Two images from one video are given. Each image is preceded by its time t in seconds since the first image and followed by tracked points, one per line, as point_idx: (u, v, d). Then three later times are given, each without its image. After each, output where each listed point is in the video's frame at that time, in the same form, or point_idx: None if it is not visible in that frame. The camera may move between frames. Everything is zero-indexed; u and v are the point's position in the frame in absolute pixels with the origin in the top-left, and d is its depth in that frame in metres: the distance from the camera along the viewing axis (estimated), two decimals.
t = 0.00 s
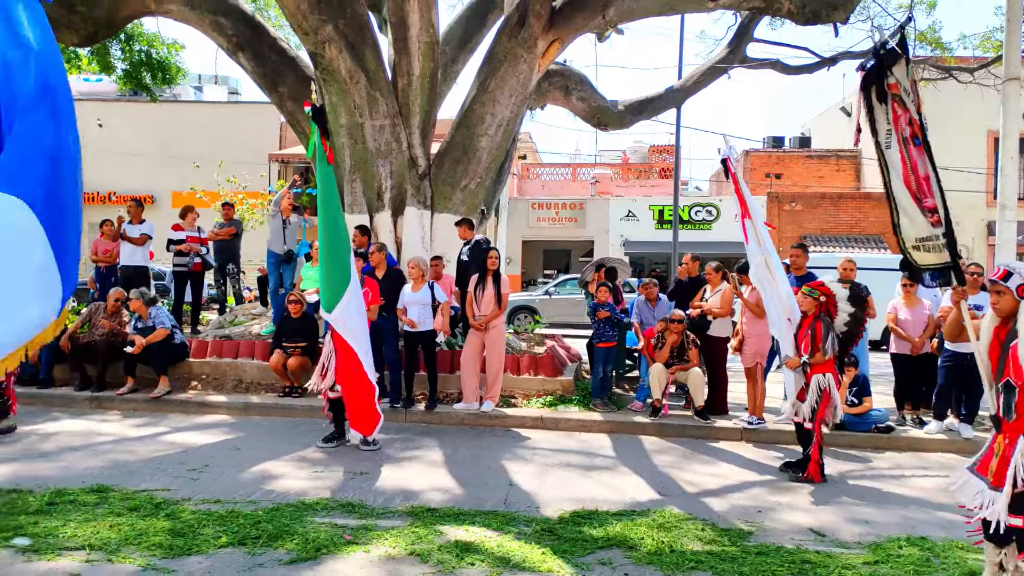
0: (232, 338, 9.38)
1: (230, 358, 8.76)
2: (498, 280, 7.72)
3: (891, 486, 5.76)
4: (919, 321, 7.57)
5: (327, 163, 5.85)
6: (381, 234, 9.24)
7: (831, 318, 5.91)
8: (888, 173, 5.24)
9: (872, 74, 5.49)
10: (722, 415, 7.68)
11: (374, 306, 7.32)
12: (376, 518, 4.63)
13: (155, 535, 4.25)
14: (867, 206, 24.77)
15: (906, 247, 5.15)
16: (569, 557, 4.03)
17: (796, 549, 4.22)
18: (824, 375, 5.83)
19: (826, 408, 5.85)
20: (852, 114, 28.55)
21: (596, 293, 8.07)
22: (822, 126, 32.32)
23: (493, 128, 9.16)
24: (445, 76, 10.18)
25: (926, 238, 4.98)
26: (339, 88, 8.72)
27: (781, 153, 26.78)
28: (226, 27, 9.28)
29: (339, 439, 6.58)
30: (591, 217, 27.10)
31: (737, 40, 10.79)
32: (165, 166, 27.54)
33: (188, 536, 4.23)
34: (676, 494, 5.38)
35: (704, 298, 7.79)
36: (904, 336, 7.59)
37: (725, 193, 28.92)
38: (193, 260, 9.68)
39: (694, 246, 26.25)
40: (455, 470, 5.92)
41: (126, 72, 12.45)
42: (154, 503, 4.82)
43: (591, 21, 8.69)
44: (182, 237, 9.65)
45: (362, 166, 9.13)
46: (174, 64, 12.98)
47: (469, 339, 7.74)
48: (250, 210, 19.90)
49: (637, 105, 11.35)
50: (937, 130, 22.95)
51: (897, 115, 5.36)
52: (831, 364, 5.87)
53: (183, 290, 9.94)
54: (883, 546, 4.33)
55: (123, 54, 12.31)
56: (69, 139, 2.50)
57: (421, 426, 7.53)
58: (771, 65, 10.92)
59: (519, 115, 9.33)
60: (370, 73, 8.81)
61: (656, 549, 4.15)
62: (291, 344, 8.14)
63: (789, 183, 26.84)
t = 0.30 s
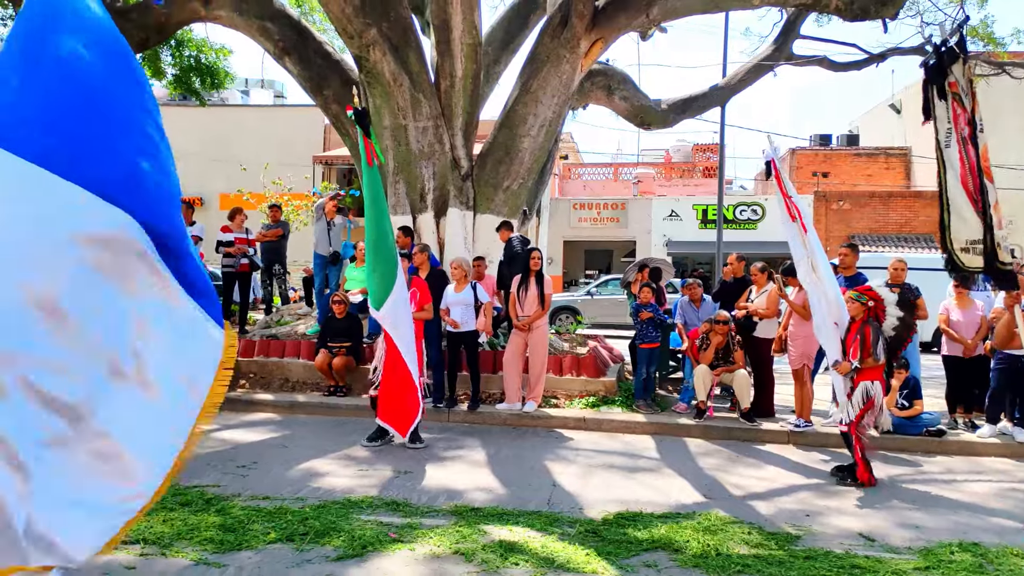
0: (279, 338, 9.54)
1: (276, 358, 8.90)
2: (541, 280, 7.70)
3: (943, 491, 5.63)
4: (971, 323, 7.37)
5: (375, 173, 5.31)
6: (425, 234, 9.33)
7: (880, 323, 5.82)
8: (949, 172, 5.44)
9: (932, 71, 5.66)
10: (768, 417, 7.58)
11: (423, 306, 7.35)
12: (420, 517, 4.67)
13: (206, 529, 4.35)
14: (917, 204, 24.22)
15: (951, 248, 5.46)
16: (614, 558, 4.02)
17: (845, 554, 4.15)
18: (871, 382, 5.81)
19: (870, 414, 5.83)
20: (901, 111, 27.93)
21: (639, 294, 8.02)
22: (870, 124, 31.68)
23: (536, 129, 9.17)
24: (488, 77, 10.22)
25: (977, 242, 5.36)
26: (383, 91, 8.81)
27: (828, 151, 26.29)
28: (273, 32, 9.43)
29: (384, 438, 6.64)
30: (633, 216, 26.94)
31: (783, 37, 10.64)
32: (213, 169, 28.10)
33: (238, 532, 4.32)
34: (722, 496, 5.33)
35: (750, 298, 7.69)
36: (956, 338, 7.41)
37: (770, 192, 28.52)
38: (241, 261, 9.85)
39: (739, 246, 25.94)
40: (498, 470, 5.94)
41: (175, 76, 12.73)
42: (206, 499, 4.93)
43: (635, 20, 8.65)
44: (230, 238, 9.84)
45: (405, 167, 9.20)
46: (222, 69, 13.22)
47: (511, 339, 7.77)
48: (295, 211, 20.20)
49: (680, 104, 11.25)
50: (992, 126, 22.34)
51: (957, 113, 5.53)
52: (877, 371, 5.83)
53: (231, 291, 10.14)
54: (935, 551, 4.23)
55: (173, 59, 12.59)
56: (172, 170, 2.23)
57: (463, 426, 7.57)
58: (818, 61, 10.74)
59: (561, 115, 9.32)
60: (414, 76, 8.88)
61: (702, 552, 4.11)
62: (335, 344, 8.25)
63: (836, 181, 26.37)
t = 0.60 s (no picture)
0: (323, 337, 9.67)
1: (320, 357, 9.02)
2: (584, 280, 7.68)
3: (997, 496, 5.47)
4: None
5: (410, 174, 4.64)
6: (466, 235, 9.37)
7: (933, 319, 5.59)
8: (1009, 162, 5.84)
9: (989, 61, 5.98)
10: (814, 420, 7.45)
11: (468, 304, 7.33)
12: (463, 516, 4.70)
13: (254, 526, 4.43)
14: (968, 203, 23.62)
15: None
16: (658, 561, 3.99)
17: (895, 559, 4.07)
18: (925, 377, 5.51)
19: (926, 411, 5.54)
20: (953, 107, 27.25)
21: (682, 294, 7.94)
22: (920, 121, 30.98)
23: (577, 129, 9.16)
24: (529, 78, 10.23)
25: None
26: (425, 93, 8.87)
27: (876, 149, 25.75)
28: (317, 36, 9.56)
29: (426, 438, 6.69)
30: (675, 216, 26.73)
31: (830, 33, 10.45)
32: (258, 171, 28.60)
33: (285, 528, 4.39)
34: (767, 500, 5.25)
35: (796, 299, 7.59)
36: (1009, 340, 7.21)
37: (816, 191, 28.04)
38: (286, 262, 10.00)
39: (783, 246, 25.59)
40: (540, 470, 5.94)
41: (222, 81, 12.98)
42: (253, 496, 5.02)
43: (678, 18, 8.63)
44: (276, 240, 10.00)
45: (447, 169, 9.25)
46: (267, 73, 13.43)
47: (553, 339, 7.77)
48: (339, 213, 20.44)
49: (724, 102, 11.14)
50: None
51: (1013, 101, 5.84)
52: (933, 366, 5.53)
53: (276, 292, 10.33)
54: (988, 558, 4.12)
55: (220, 64, 12.84)
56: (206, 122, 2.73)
57: (505, 426, 7.58)
58: (865, 58, 10.54)
59: (603, 115, 9.30)
60: (455, 78, 8.93)
61: (747, 555, 4.06)
62: (378, 344, 8.33)
63: (884, 180, 25.83)
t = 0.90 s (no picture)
0: (365, 338, 9.78)
1: (363, 357, 9.12)
2: (625, 281, 7.64)
3: None
4: None
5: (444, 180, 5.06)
6: (507, 236, 9.39)
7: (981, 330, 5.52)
8: None
9: None
10: (862, 423, 7.31)
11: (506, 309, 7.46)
12: (505, 517, 4.71)
13: (299, 523, 4.49)
14: (1022, 202, 22.97)
15: None
16: (701, 564, 3.96)
17: (945, 566, 3.98)
18: (972, 389, 5.45)
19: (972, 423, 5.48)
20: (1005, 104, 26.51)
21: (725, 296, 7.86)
22: (970, 118, 30.21)
23: (618, 129, 9.13)
24: (570, 78, 10.21)
25: None
26: (466, 95, 8.90)
27: (924, 147, 25.15)
28: (359, 40, 9.67)
29: (474, 438, 6.73)
30: (717, 217, 26.45)
31: (876, 29, 10.25)
32: (301, 173, 29.01)
33: (329, 526, 4.45)
34: (813, 504, 5.17)
35: (843, 301, 7.47)
36: None
37: (862, 190, 27.50)
38: (329, 263, 10.12)
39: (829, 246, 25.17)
40: (581, 472, 5.92)
41: (267, 85, 13.19)
42: (298, 493, 5.09)
43: (721, 16, 8.49)
44: (319, 241, 10.13)
45: (488, 170, 9.27)
46: (310, 77, 13.60)
47: (594, 341, 7.75)
48: (380, 214, 20.64)
49: (767, 101, 11.03)
50: None
51: None
52: (979, 378, 5.47)
53: (320, 292, 10.47)
54: None
55: (265, 68, 13.05)
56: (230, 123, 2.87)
57: (546, 427, 7.58)
58: (913, 54, 10.31)
59: (644, 115, 9.26)
60: (496, 79, 8.95)
61: (793, 560, 4.01)
62: (420, 344, 8.38)
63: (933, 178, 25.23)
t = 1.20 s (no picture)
0: (405, 338, 9.87)
1: (403, 358, 9.20)
2: (666, 281, 7.59)
3: None
4: None
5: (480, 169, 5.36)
6: (546, 237, 9.38)
7: None
8: None
9: None
10: (908, 427, 7.15)
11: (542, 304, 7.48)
12: (545, 518, 4.71)
13: (342, 521, 4.54)
14: None
15: None
16: (744, 568, 3.92)
17: (996, 573, 3.87)
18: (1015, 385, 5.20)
19: None
20: None
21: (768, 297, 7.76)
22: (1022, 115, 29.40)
23: (658, 129, 9.08)
24: (609, 78, 10.18)
25: None
26: (505, 96, 8.92)
27: (974, 146, 24.36)
28: (400, 43, 9.77)
29: (513, 438, 6.75)
30: (759, 217, 26.13)
31: (923, 25, 10.03)
32: (342, 175, 29.36)
33: (371, 525, 4.49)
34: (858, 509, 5.08)
35: (889, 302, 7.35)
36: None
37: (909, 189, 26.93)
38: (370, 264, 10.22)
39: (874, 247, 24.70)
40: (622, 474, 5.90)
41: (309, 89, 13.38)
42: (340, 492, 5.15)
43: (762, 14, 8.33)
44: (360, 242, 10.24)
45: (527, 171, 9.27)
46: (351, 80, 13.75)
47: (635, 342, 7.71)
48: (420, 215, 20.79)
49: (810, 100, 10.85)
50: None
51: None
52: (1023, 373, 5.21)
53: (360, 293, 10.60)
54: None
55: (307, 73, 13.25)
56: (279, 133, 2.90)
57: (586, 429, 7.57)
58: (962, 51, 10.06)
59: (685, 115, 9.20)
60: (535, 80, 8.95)
61: (838, 566, 3.94)
62: (459, 345, 8.42)
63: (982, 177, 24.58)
